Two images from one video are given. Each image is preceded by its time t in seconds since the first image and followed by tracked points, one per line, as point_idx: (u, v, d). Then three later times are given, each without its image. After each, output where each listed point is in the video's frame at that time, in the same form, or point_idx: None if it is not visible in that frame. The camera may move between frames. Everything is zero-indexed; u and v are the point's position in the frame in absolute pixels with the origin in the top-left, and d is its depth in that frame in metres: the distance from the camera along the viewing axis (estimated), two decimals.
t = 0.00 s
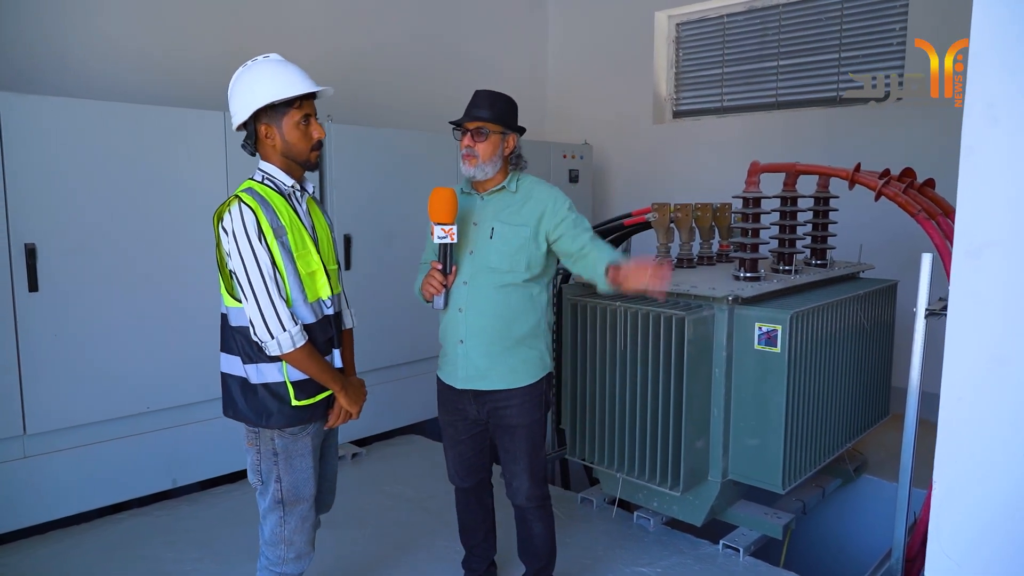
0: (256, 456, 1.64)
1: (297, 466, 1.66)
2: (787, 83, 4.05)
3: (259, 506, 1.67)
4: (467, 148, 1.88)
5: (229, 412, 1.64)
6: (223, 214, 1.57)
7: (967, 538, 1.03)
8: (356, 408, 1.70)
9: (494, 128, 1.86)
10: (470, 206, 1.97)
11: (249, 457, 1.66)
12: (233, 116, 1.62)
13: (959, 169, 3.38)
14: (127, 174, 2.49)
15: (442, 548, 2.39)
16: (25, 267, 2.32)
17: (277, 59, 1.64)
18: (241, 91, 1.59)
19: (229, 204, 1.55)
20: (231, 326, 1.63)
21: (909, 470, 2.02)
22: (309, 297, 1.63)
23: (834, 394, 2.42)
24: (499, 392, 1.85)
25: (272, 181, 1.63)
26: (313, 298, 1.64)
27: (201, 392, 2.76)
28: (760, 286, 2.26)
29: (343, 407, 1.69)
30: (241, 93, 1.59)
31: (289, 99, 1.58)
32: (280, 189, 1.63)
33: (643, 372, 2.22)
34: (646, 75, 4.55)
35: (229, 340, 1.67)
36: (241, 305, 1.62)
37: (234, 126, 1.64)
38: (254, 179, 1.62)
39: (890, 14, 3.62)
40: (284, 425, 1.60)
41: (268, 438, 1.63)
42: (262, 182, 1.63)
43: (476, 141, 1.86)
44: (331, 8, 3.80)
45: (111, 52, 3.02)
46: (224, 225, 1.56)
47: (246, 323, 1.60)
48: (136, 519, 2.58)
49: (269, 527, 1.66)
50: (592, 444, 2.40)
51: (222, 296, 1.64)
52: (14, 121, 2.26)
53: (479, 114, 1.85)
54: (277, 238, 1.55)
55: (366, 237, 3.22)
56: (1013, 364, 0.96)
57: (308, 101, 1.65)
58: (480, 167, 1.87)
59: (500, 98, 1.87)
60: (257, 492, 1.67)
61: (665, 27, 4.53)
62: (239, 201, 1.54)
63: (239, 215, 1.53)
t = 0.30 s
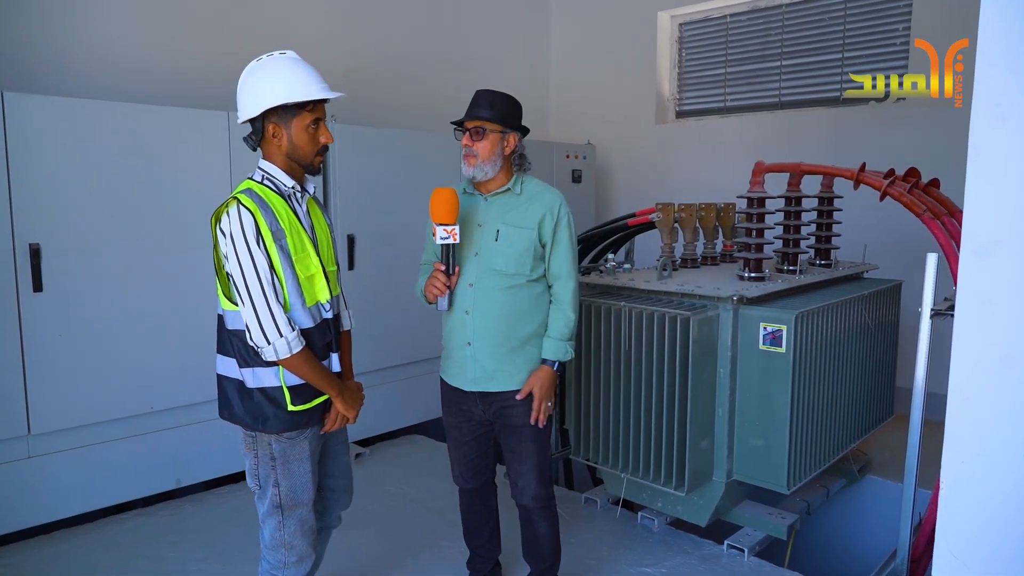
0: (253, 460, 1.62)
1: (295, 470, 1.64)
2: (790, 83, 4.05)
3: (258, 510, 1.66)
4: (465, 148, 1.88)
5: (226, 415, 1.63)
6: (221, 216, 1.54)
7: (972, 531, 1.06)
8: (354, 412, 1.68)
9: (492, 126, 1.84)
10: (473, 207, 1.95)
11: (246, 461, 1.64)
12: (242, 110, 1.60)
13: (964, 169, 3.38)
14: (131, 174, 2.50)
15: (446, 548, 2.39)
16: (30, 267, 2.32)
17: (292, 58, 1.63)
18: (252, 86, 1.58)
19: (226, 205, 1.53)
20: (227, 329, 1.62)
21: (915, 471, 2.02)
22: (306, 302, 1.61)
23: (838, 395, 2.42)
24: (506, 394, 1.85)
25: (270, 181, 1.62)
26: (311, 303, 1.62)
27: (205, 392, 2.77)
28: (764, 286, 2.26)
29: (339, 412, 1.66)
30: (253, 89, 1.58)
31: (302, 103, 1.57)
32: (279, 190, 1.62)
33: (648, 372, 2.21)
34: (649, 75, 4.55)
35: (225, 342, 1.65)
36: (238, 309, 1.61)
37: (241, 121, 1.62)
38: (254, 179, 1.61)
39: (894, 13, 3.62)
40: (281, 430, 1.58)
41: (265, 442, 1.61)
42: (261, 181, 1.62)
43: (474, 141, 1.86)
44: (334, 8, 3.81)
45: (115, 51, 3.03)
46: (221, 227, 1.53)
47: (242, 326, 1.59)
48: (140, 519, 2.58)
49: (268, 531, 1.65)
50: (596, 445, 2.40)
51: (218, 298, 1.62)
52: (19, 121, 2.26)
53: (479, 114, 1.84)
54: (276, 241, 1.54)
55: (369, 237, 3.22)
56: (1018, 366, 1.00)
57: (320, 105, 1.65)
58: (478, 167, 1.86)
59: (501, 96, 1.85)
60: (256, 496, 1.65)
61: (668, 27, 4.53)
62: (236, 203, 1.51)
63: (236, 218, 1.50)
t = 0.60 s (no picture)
0: (261, 459, 1.63)
1: (302, 468, 1.64)
2: (799, 83, 4.04)
3: (267, 509, 1.66)
4: (487, 148, 1.88)
5: (234, 413, 1.65)
6: (231, 218, 1.55)
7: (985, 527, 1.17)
8: (360, 413, 1.68)
9: (514, 127, 1.84)
10: (490, 206, 1.94)
11: (254, 460, 1.65)
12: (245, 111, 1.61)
13: (974, 170, 3.36)
14: (143, 174, 2.51)
15: (455, 548, 2.39)
16: (43, 268, 2.33)
17: (292, 57, 1.63)
18: (254, 87, 1.59)
19: (236, 208, 1.54)
20: (235, 329, 1.63)
21: (926, 472, 2.01)
22: (314, 303, 1.61)
23: (848, 396, 2.41)
24: (519, 395, 1.85)
25: (279, 183, 1.63)
26: (320, 304, 1.62)
27: (215, 391, 2.78)
28: (774, 287, 2.26)
29: (345, 413, 1.67)
30: (253, 89, 1.59)
31: (301, 97, 1.57)
32: (287, 191, 1.63)
33: (658, 373, 2.21)
34: (657, 75, 4.55)
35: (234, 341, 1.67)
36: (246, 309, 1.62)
37: (246, 123, 1.63)
38: (262, 181, 1.62)
39: (904, 13, 3.61)
40: (288, 429, 1.58)
41: (272, 441, 1.61)
42: (270, 182, 1.63)
43: (495, 141, 1.86)
44: (343, 8, 3.82)
45: (127, 52, 3.05)
46: (230, 229, 1.54)
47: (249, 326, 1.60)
48: (151, 518, 2.60)
49: (277, 530, 1.65)
50: (605, 445, 2.40)
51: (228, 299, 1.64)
52: (33, 122, 2.27)
53: (501, 114, 1.83)
54: (283, 243, 1.53)
55: (379, 238, 3.23)
56: None
57: (322, 101, 1.64)
58: (499, 169, 1.86)
59: (523, 97, 1.84)
60: (264, 494, 1.66)
61: (676, 27, 4.53)
62: (246, 206, 1.52)
63: (245, 220, 1.51)
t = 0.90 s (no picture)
0: (274, 448, 1.64)
1: (314, 459, 1.65)
2: (814, 81, 4.01)
3: (281, 499, 1.67)
4: (510, 146, 1.87)
5: (248, 403, 1.66)
6: (242, 213, 1.57)
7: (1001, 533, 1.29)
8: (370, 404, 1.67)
9: (536, 124, 1.84)
10: (516, 203, 1.94)
11: (268, 450, 1.67)
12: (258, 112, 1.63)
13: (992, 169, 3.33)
14: (159, 173, 2.53)
15: (467, 546, 2.40)
16: (61, 266, 2.36)
17: (302, 59, 1.64)
18: (265, 88, 1.60)
19: (246, 203, 1.56)
20: (248, 320, 1.65)
21: (943, 473, 1.99)
22: (324, 295, 1.61)
23: (865, 396, 2.39)
24: (535, 395, 1.85)
25: (290, 180, 1.63)
26: (330, 296, 1.63)
27: (230, 389, 2.80)
28: (789, 287, 2.24)
29: (356, 404, 1.67)
30: (264, 90, 1.60)
31: (308, 96, 1.57)
32: (298, 187, 1.63)
33: (672, 372, 2.20)
34: (670, 74, 4.53)
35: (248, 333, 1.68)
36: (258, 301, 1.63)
37: (260, 125, 1.65)
38: (275, 177, 1.63)
39: (920, 10, 3.57)
40: (299, 419, 1.59)
41: (284, 431, 1.62)
42: (283, 179, 1.64)
43: (518, 138, 1.85)
44: (356, 9, 3.83)
45: (142, 52, 3.07)
46: (241, 223, 1.56)
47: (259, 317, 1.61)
48: (166, 514, 2.62)
49: (291, 520, 1.66)
50: (619, 444, 2.39)
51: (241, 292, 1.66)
52: (51, 122, 2.30)
53: (524, 112, 1.84)
54: (291, 236, 1.54)
55: (392, 237, 3.24)
56: None
57: (331, 99, 1.64)
58: (522, 166, 1.86)
59: (546, 93, 1.84)
60: (278, 484, 1.67)
61: (689, 25, 4.51)
62: (255, 200, 1.54)
63: (255, 214, 1.53)
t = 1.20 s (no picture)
0: (283, 438, 1.65)
1: (321, 448, 1.65)
2: (834, 80, 3.96)
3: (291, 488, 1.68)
4: (535, 146, 1.87)
5: (260, 393, 1.67)
6: (254, 210, 1.58)
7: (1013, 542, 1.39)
8: (375, 398, 1.66)
9: (561, 124, 1.83)
10: (540, 203, 1.94)
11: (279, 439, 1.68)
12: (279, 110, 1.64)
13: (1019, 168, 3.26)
14: (178, 172, 2.56)
15: (482, 546, 2.40)
16: (81, 264, 2.40)
17: (324, 64, 1.65)
18: (287, 87, 1.61)
19: (258, 201, 1.57)
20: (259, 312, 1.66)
21: (965, 478, 1.95)
22: (332, 292, 1.61)
23: (886, 399, 2.36)
24: (552, 396, 1.85)
25: (305, 180, 1.64)
26: (339, 292, 1.63)
27: (247, 387, 2.82)
28: (808, 287, 2.20)
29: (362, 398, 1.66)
30: (285, 90, 1.62)
31: (327, 98, 1.58)
32: (311, 186, 1.63)
33: (689, 373, 2.19)
34: (688, 73, 4.50)
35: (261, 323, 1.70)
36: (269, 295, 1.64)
37: (281, 126, 1.67)
38: (289, 177, 1.65)
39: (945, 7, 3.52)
40: (305, 408, 1.60)
41: (292, 421, 1.63)
42: (297, 178, 1.65)
43: (542, 137, 1.84)
44: (374, 9, 3.85)
45: (162, 52, 3.11)
46: (253, 220, 1.58)
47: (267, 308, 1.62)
48: (184, 510, 2.65)
49: (301, 509, 1.67)
50: (636, 445, 2.37)
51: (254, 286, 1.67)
52: (73, 122, 2.33)
53: (549, 112, 1.83)
54: (300, 232, 1.55)
55: (408, 236, 3.25)
56: None
57: (349, 102, 1.64)
58: (546, 166, 1.85)
59: (574, 93, 1.83)
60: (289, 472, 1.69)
61: (708, 24, 4.47)
62: (267, 197, 1.56)
63: (265, 211, 1.54)
